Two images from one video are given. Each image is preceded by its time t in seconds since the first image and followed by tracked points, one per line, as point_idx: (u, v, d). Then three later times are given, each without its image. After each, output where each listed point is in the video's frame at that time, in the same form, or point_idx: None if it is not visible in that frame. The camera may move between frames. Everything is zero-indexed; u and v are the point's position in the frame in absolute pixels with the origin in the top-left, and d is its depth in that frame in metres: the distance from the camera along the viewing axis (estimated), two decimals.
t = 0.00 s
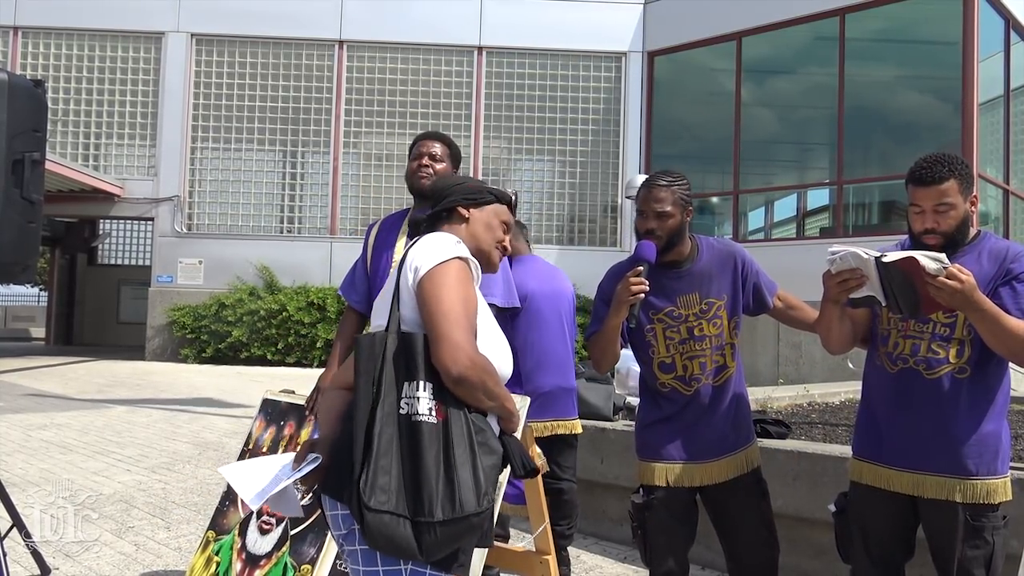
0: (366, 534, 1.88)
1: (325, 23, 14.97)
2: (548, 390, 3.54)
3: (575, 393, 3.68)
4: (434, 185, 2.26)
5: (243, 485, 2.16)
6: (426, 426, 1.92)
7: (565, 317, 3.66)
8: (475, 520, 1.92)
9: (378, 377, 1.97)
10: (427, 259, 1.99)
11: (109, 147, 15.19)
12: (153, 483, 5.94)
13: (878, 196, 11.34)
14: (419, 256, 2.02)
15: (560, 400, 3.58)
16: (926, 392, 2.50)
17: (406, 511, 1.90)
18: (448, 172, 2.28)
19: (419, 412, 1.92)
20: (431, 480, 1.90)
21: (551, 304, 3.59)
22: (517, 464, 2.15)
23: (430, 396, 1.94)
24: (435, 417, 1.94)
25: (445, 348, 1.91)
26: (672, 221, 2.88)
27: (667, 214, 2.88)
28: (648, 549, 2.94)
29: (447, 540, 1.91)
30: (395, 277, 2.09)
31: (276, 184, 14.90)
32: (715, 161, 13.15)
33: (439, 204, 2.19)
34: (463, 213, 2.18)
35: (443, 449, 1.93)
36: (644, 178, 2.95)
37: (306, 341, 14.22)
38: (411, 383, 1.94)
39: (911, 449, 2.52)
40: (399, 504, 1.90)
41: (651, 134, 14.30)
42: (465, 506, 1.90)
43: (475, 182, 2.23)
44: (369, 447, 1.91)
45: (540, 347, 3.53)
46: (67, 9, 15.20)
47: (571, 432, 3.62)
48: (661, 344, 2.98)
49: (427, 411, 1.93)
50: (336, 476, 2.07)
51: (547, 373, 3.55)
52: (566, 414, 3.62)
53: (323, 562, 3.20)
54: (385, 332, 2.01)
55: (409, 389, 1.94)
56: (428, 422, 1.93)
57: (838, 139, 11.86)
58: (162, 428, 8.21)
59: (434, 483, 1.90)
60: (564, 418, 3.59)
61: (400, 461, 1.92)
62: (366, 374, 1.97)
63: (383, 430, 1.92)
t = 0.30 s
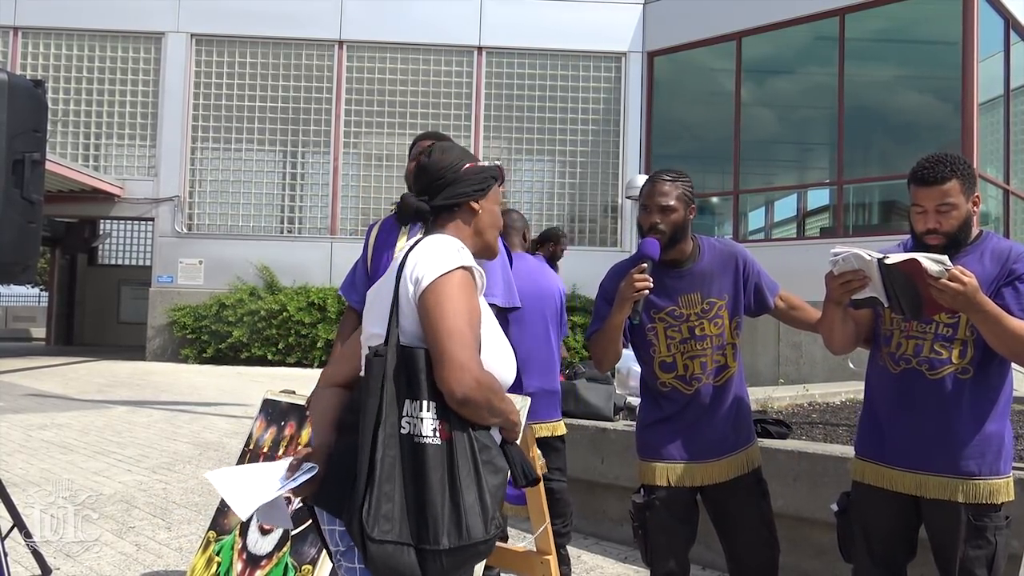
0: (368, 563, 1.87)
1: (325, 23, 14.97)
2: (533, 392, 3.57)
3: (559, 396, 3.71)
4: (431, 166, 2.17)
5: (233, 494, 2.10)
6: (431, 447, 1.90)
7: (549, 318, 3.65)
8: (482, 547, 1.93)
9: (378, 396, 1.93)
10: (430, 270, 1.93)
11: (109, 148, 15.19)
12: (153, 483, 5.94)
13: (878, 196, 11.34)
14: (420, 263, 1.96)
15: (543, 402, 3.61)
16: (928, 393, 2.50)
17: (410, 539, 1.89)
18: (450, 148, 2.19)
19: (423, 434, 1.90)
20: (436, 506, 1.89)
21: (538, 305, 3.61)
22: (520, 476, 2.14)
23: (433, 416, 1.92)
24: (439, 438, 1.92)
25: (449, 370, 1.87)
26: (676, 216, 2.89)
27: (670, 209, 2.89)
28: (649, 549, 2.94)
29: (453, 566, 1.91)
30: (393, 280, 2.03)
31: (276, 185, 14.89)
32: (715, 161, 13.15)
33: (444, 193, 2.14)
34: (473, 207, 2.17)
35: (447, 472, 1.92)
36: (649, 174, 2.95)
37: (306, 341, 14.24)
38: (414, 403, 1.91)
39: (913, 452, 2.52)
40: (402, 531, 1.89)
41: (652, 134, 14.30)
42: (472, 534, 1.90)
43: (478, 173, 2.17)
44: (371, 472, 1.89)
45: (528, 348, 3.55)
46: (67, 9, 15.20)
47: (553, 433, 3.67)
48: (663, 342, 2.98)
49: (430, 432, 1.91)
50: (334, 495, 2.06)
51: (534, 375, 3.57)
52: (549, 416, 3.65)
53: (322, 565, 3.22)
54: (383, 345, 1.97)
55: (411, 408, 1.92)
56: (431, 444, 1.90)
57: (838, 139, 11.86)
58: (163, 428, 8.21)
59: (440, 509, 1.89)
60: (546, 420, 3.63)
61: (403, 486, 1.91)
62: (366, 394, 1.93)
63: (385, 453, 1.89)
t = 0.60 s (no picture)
0: None
1: (325, 23, 14.97)
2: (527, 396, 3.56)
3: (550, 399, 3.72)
4: (426, 163, 2.13)
5: (213, 522, 2.02)
6: (425, 461, 1.89)
7: (542, 322, 3.63)
8: (475, 565, 1.92)
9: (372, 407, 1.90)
10: (433, 273, 1.91)
11: (109, 147, 15.18)
12: (153, 483, 5.94)
13: (878, 196, 11.33)
14: (421, 266, 1.94)
15: (535, 406, 3.61)
16: (927, 394, 2.50)
17: (400, 555, 1.89)
18: (439, 143, 2.16)
19: (418, 446, 1.89)
20: (429, 523, 1.88)
21: (533, 307, 3.60)
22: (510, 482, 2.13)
23: (428, 428, 1.90)
24: (433, 451, 1.91)
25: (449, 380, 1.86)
26: (680, 213, 2.89)
27: (675, 205, 2.89)
28: (648, 550, 2.94)
29: None
30: (391, 281, 2.00)
31: (276, 185, 14.89)
32: (715, 161, 13.15)
33: (441, 190, 2.12)
34: (470, 202, 2.17)
35: (442, 486, 1.91)
36: (654, 172, 2.96)
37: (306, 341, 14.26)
38: (409, 413, 1.90)
39: (914, 453, 2.52)
40: (393, 547, 1.89)
41: (652, 135, 14.30)
42: (465, 554, 1.90)
43: (473, 167, 2.17)
44: (365, 484, 1.88)
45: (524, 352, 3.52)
46: (67, 9, 15.20)
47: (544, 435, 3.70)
48: (664, 339, 2.97)
49: (425, 445, 1.90)
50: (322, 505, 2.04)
51: (529, 378, 3.56)
52: (539, 420, 3.67)
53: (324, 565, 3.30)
54: (381, 351, 1.93)
55: (407, 418, 1.90)
56: (425, 456, 1.90)
57: (838, 140, 11.86)
58: (163, 428, 8.21)
59: (432, 526, 1.88)
60: (539, 424, 3.65)
61: (395, 500, 1.90)
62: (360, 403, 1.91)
63: (378, 464, 1.88)
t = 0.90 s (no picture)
0: None
1: (325, 24, 14.96)
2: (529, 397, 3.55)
3: (551, 400, 3.72)
4: (405, 164, 2.09)
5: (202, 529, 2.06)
6: (412, 464, 1.88)
7: (545, 323, 3.64)
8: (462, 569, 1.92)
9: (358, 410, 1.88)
10: (425, 273, 1.91)
11: (109, 148, 15.19)
12: (153, 483, 5.94)
13: (878, 196, 11.33)
14: (413, 266, 1.93)
15: (536, 407, 3.61)
16: (928, 395, 2.50)
17: (387, 560, 1.89)
18: (413, 138, 2.12)
19: (404, 450, 1.88)
20: (414, 530, 1.88)
21: (536, 308, 3.62)
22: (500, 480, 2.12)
23: (415, 432, 1.89)
24: (420, 455, 1.89)
25: (446, 379, 1.84)
26: (680, 214, 2.89)
27: (675, 206, 2.89)
28: (648, 549, 2.94)
29: None
30: (381, 281, 1.98)
31: (276, 185, 14.89)
32: (715, 161, 13.15)
33: (424, 188, 2.11)
34: (453, 196, 2.18)
35: (429, 490, 1.90)
36: (654, 173, 2.95)
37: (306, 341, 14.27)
38: (396, 417, 1.89)
39: (913, 454, 2.52)
40: (379, 552, 1.88)
41: (652, 135, 14.30)
42: (452, 558, 1.90)
43: (452, 160, 2.15)
44: (351, 489, 1.86)
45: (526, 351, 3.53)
46: (67, 9, 15.20)
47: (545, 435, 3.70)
48: (665, 341, 2.97)
49: (412, 449, 1.89)
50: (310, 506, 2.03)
51: (531, 379, 3.55)
52: (540, 420, 3.67)
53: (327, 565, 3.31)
54: (369, 354, 1.91)
55: (394, 421, 1.89)
56: (412, 461, 1.88)
57: (838, 140, 11.86)
58: (163, 428, 8.22)
59: (418, 531, 1.88)
60: (539, 425, 3.65)
61: (381, 505, 1.89)
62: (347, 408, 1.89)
63: (365, 469, 1.87)
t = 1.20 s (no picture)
0: None
1: (325, 24, 14.96)
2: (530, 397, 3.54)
3: (552, 400, 3.70)
4: (375, 158, 2.10)
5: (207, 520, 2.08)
6: (405, 456, 1.88)
7: (549, 324, 3.65)
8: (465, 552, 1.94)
9: (348, 408, 1.88)
10: (395, 268, 1.90)
11: (109, 148, 15.19)
12: (153, 483, 5.95)
13: (878, 196, 11.33)
14: (385, 262, 1.92)
15: (538, 407, 3.60)
16: (928, 395, 2.50)
17: (391, 551, 1.89)
18: (384, 136, 2.13)
19: (396, 443, 1.88)
20: (416, 518, 1.88)
21: (540, 308, 3.62)
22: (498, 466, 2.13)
23: (406, 424, 1.89)
24: (414, 445, 1.90)
25: (424, 371, 1.85)
26: (672, 216, 2.89)
27: (668, 209, 2.89)
28: (648, 550, 2.94)
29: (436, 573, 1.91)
30: (355, 280, 1.98)
31: (276, 185, 14.89)
32: (715, 161, 13.15)
33: (394, 182, 2.11)
34: (424, 191, 2.17)
35: (425, 479, 1.91)
36: (647, 177, 2.97)
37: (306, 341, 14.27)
38: (386, 411, 1.88)
39: (913, 453, 2.52)
40: (382, 544, 1.88)
41: (652, 135, 14.30)
42: (455, 541, 1.91)
43: (423, 155, 2.16)
44: (347, 487, 1.86)
45: (529, 351, 3.52)
46: (67, 9, 15.21)
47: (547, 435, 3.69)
48: (662, 342, 2.98)
49: (404, 440, 1.89)
50: (311, 505, 2.04)
51: (531, 379, 3.54)
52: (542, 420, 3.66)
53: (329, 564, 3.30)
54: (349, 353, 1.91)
55: (384, 416, 1.89)
56: (406, 452, 1.88)
57: (838, 140, 11.86)
58: (163, 428, 8.22)
59: (420, 520, 1.88)
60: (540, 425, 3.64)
61: (379, 499, 1.89)
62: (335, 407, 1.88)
63: (358, 467, 1.86)
